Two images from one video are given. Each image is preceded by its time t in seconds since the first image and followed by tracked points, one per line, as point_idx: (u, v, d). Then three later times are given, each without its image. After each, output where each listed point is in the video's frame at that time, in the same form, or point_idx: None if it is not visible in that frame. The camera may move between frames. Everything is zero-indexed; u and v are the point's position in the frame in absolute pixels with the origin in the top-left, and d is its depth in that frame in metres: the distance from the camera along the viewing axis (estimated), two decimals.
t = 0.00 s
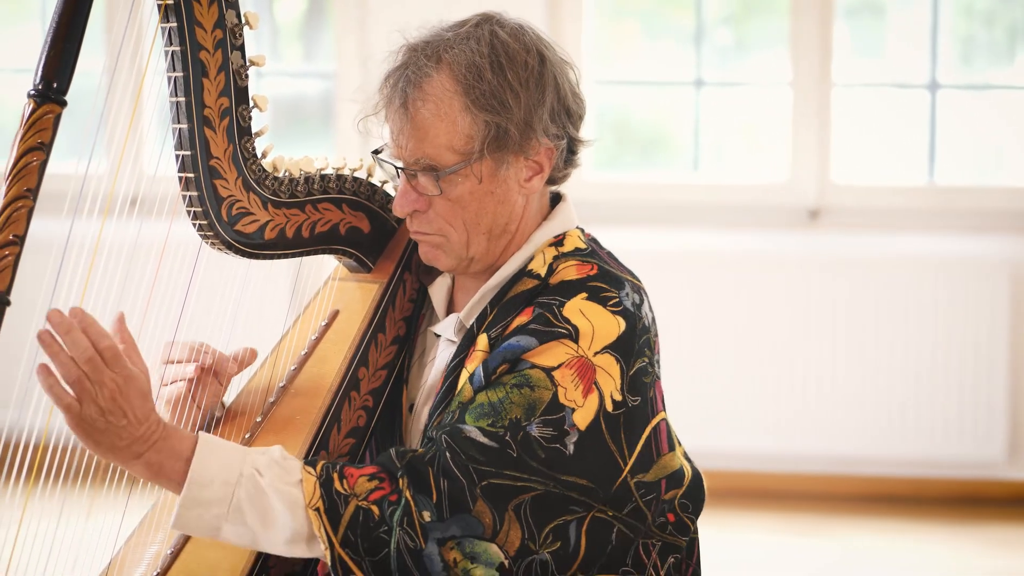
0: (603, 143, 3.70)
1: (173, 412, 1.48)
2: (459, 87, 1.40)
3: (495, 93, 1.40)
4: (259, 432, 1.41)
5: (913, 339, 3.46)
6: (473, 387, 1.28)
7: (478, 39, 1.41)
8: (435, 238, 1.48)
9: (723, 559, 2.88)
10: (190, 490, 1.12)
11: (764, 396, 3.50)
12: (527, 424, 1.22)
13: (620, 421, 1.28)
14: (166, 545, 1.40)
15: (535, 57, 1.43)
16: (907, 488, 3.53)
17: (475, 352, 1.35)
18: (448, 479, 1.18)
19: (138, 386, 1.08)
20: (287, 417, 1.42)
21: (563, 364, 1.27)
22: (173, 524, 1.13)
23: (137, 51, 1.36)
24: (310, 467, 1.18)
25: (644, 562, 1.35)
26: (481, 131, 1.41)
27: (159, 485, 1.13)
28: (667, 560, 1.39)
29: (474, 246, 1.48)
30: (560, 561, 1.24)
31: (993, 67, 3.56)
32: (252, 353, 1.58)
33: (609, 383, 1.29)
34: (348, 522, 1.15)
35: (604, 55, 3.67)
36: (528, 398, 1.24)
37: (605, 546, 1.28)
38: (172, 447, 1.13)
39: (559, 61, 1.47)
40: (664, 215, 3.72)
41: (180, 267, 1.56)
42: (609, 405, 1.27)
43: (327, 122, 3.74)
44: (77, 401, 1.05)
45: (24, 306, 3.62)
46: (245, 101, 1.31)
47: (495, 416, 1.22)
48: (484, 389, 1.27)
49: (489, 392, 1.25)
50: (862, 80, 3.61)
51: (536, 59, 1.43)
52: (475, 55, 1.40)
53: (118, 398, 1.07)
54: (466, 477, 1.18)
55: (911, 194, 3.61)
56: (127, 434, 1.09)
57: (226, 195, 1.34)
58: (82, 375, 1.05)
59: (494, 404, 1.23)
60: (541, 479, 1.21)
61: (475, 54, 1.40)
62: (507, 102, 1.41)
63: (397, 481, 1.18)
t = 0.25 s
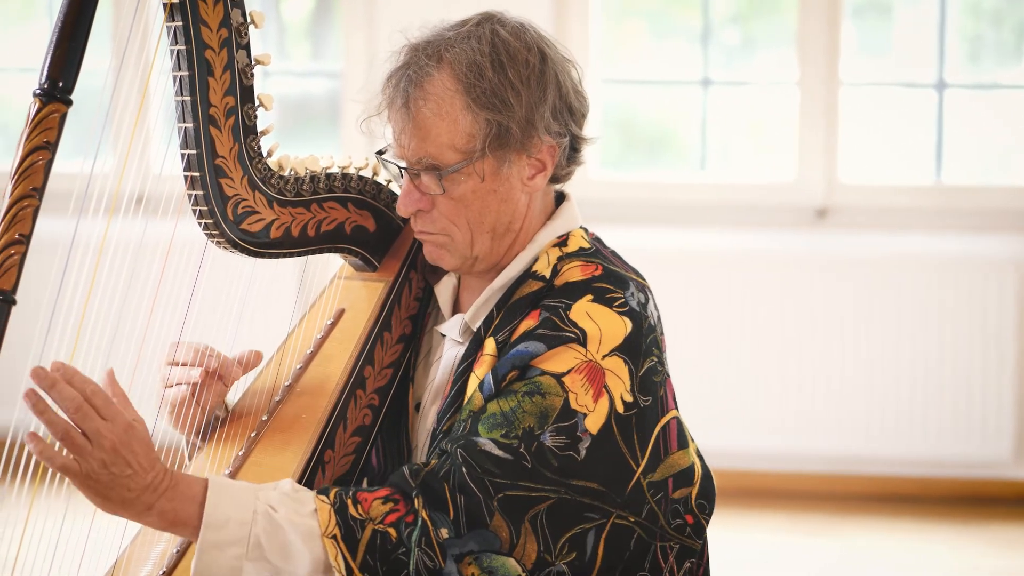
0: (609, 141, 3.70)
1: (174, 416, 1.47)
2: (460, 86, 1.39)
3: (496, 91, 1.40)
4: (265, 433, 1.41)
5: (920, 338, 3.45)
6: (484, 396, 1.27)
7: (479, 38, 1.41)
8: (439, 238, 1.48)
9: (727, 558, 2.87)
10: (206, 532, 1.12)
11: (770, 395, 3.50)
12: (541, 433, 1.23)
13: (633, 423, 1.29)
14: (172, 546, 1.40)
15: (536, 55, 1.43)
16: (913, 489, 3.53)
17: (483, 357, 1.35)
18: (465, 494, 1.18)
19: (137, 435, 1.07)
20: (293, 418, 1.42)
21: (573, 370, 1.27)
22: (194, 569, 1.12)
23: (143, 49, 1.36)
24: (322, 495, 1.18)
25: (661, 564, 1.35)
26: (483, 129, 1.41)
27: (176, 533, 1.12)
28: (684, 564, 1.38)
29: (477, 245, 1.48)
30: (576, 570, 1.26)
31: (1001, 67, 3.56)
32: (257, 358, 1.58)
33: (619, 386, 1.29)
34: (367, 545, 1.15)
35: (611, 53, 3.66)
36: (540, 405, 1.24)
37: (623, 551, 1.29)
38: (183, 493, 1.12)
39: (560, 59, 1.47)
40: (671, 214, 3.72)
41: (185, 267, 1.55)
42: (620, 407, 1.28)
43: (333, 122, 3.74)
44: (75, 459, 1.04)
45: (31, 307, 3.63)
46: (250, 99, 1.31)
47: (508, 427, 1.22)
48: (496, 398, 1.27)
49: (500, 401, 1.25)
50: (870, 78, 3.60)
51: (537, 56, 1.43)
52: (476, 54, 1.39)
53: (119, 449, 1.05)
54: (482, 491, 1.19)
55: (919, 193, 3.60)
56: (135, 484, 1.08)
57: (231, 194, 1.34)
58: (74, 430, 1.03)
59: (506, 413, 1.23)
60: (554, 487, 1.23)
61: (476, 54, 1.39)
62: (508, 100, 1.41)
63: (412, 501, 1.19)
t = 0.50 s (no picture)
0: (616, 141, 3.70)
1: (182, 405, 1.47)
2: (466, 89, 1.39)
3: (501, 93, 1.39)
4: (271, 432, 1.41)
5: (924, 337, 3.46)
6: (490, 392, 1.28)
7: (483, 39, 1.41)
8: (445, 239, 1.48)
9: (731, 557, 2.88)
10: (212, 500, 1.13)
11: (773, 394, 3.50)
12: (545, 429, 1.22)
13: (637, 422, 1.29)
14: (178, 545, 1.40)
15: (541, 56, 1.42)
16: (919, 490, 3.53)
17: (489, 355, 1.35)
18: (469, 488, 1.18)
19: (163, 397, 1.08)
20: (299, 417, 1.42)
21: (578, 368, 1.27)
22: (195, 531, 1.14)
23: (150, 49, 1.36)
24: (332, 477, 1.18)
25: (662, 563, 1.34)
26: (489, 131, 1.41)
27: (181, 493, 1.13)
28: (686, 562, 1.38)
29: (484, 246, 1.48)
30: (579, 567, 1.25)
31: (1007, 67, 3.55)
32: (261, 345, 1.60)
33: (625, 385, 1.29)
34: (371, 532, 1.16)
35: (617, 54, 3.67)
36: (545, 402, 1.23)
37: (625, 549, 1.29)
38: (195, 457, 1.13)
39: (565, 60, 1.47)
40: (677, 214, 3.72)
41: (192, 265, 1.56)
42: (625, 407, 1.28)
43: (340, 122, 3.75)
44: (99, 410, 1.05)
45: (37, 305, 3.65)
46: (258, 100, 1.31)
47: (513, 422, 1.22)
48: (501, 394, 1.27)
49: (505, 397, 1.25)
50: (876, 78, 3.60)
51: (542, 57, 1.43)
52: (481, 56, 1.39)
53: (143, 409, 1.06)
54: (486, 484, 1.19)
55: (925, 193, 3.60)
56: (152, 443, 1.09)
57: (238, 194, 1.34)
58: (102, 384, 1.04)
59: (511, 409, 1.23)
60: (559, 484, 1.22)
61: (481, 55, 1.39)
62: (514, 102, 1.40)
63: (419, 491, 1.19)
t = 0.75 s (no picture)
0: (623, 141, 3.71)
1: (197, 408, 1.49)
2: (473, 88, 1.40)
3: (510, 92, 1.40)
4: (280, 432, 1.41)
5: (932, 337, 3.46)
6: (501, 399, 1.28)
7: (492, 39, 1.41)
8: (454, 239, 1.48)
9: (737, 557, 2.88)
10: (225, 526, 1.14)
11: (781, 394, 3.51)
12: (558, 437, 1.22)
13: (649, 426, 1.29)
14: (188, 545, 1.40)
15: (550, 56, 1.43)
16: (927, 489, 3.53)
17: (500, 359, 1.35)
18: (483, 500, 1.18)
19: (164, 427, 1.09)
20: (308, 417, 1.42)
21: (589, 373, 1.27)
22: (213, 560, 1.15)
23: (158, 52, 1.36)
24: (344, 495, 1.19)
25: (679, 566, 1.35)
26: (497, 131, 1.41)
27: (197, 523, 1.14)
28: (702, 566, 1.39)
29: (493, 246, 1.48)
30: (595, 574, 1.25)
31: (1015, 67, 3.56)
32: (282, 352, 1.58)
33: (636, 388, 1.29)
34: (384, 548, 1.17)
35: (625, 54, 3.67)
36: (557, 410, 1.24)
37: (642, 554, 1.29)
38: (206, 485, 1.14)
39: (574, 60, 1.47)
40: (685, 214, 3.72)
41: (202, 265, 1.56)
42: (637, 411, 1.28)
43: (348, 123, 3.76)
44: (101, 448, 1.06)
45: (45, 305, 3.67)
46: (267, 100, 1.31)
47: (526, 431, 1.22)
48: (513, 401, 1.27)
49: (517, 406, 1.25)
50: (884, 79, 3.61)
51: (551, 57, 1.43)
52: (490, 56, 1.40)
53: (145, 440, 1.08)
54: (501, 496, 1.19)
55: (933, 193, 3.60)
56: (159, 475, 1.10)
57: (248, 195, 1.34)
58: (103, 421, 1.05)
59: (523, 418, 1.23)
60: (573, 491, 1.22)
61: (490, 55, 1.40)
62: (522, 102, 1.41)
63: (432, 505, 1.19)
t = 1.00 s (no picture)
0: (630, 141, 3.71)
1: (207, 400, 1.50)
2: (475, 90, 1.40)
3: (512, 94, 1.40)
4: (288, 429, 1.42)
5: (939, 337, 3.45)
6: (508, 398, 1.29)
7: (495, 41, 1.41)
8: (459, 240, 1.48)
9: (743, 557, 2.88)
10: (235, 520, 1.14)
11: (788, 394, 3.50)
12: (565, 436, 1.22)
13: (657, 425, 1.28)
14: (194, 545, 1.37)
15: (552, 57, 1.43)
16: (936, 488, 3.52)
17: (506, 359, 1.35)
18: (492, 498, 1.18)
19: (171, 420, 1.08)
20: (315, 416, 1.42)
21: (596, 373, 1.27)
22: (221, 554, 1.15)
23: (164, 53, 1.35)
24: (353, 492, 1.19)
25: (687, 567, 1.34)
26: (499, 133, 1.41)
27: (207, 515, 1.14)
28: (709, 566, 1.38)
29: (498, 247, 1.48)
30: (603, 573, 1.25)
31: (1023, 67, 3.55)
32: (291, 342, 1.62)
33: (643, 388, 1.28)
34: (393, 546, 1.16)
35: (632, 54, 3.67)
36: (564, 409, 1.24)
37: (649, 554, 1.28)
38: (216, 477, 1.14)
39: (576, 61, 1.47)
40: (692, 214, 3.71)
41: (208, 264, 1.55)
42: (644, 410, 1.28)
43: (355, 122, 3.76)
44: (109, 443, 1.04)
45: (52, 305, 3.67)
46: (273, 100, 1.31)
47: (532, 430, 1.22)
48: (519, 400, 1.27)
49: (525, 404, 1.25)
50: (891, 78, 3.60)
51: (553, 58, 1.43)
52: (491, 57, 1.39)
53: (153, 434, 1.06)
54: (508, 495, 1.19)
55: (941, 193, 3.59)
56: (168, 468, 1.09)
57: (254, 194, 1.34)
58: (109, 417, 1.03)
59: (531, 416, 1.24)
60: (580, 490, 1.22)
61: (491, 57, 1.39)
62: (524, 103, 1.40)
63: (440, 504, 1.19)
